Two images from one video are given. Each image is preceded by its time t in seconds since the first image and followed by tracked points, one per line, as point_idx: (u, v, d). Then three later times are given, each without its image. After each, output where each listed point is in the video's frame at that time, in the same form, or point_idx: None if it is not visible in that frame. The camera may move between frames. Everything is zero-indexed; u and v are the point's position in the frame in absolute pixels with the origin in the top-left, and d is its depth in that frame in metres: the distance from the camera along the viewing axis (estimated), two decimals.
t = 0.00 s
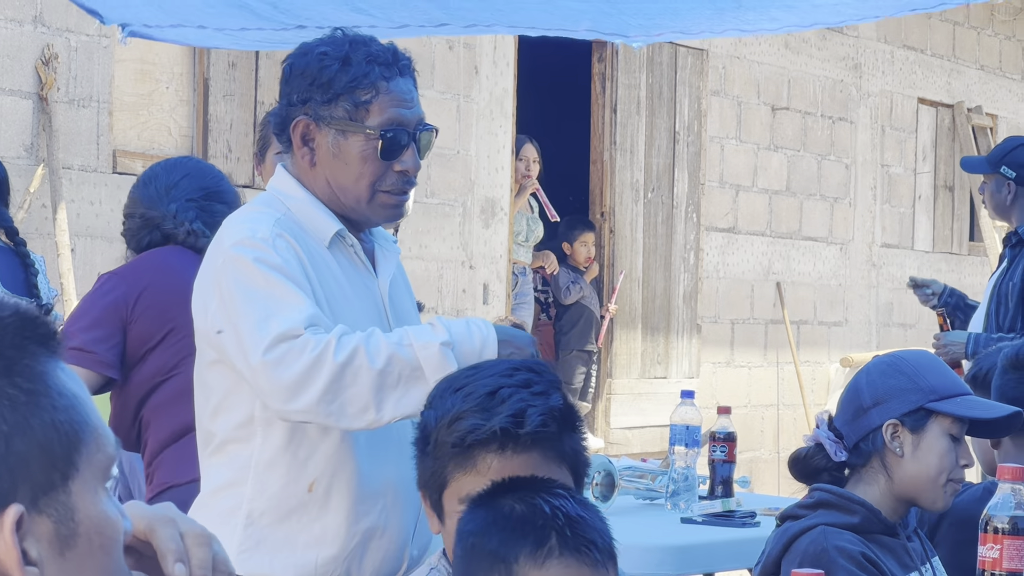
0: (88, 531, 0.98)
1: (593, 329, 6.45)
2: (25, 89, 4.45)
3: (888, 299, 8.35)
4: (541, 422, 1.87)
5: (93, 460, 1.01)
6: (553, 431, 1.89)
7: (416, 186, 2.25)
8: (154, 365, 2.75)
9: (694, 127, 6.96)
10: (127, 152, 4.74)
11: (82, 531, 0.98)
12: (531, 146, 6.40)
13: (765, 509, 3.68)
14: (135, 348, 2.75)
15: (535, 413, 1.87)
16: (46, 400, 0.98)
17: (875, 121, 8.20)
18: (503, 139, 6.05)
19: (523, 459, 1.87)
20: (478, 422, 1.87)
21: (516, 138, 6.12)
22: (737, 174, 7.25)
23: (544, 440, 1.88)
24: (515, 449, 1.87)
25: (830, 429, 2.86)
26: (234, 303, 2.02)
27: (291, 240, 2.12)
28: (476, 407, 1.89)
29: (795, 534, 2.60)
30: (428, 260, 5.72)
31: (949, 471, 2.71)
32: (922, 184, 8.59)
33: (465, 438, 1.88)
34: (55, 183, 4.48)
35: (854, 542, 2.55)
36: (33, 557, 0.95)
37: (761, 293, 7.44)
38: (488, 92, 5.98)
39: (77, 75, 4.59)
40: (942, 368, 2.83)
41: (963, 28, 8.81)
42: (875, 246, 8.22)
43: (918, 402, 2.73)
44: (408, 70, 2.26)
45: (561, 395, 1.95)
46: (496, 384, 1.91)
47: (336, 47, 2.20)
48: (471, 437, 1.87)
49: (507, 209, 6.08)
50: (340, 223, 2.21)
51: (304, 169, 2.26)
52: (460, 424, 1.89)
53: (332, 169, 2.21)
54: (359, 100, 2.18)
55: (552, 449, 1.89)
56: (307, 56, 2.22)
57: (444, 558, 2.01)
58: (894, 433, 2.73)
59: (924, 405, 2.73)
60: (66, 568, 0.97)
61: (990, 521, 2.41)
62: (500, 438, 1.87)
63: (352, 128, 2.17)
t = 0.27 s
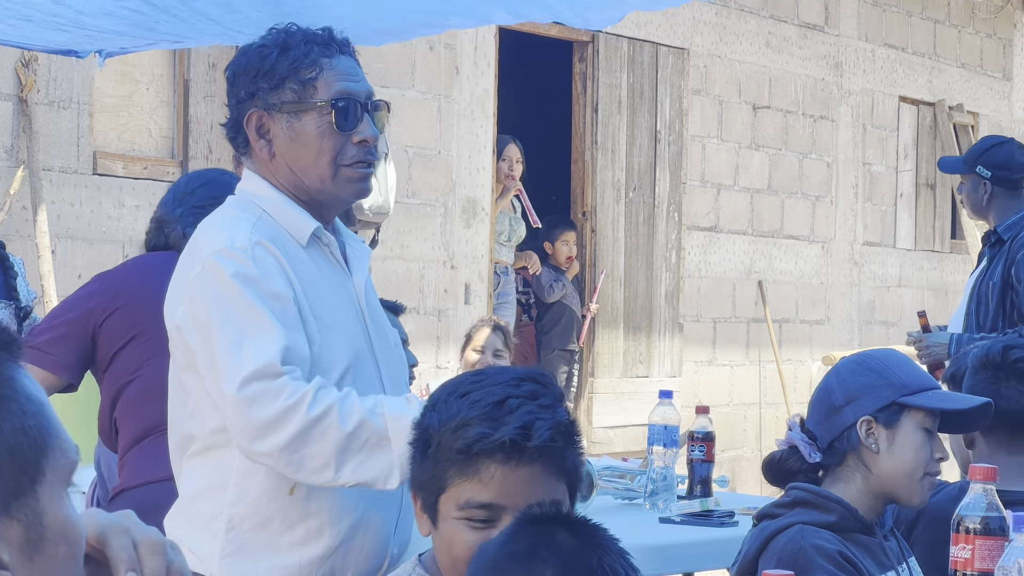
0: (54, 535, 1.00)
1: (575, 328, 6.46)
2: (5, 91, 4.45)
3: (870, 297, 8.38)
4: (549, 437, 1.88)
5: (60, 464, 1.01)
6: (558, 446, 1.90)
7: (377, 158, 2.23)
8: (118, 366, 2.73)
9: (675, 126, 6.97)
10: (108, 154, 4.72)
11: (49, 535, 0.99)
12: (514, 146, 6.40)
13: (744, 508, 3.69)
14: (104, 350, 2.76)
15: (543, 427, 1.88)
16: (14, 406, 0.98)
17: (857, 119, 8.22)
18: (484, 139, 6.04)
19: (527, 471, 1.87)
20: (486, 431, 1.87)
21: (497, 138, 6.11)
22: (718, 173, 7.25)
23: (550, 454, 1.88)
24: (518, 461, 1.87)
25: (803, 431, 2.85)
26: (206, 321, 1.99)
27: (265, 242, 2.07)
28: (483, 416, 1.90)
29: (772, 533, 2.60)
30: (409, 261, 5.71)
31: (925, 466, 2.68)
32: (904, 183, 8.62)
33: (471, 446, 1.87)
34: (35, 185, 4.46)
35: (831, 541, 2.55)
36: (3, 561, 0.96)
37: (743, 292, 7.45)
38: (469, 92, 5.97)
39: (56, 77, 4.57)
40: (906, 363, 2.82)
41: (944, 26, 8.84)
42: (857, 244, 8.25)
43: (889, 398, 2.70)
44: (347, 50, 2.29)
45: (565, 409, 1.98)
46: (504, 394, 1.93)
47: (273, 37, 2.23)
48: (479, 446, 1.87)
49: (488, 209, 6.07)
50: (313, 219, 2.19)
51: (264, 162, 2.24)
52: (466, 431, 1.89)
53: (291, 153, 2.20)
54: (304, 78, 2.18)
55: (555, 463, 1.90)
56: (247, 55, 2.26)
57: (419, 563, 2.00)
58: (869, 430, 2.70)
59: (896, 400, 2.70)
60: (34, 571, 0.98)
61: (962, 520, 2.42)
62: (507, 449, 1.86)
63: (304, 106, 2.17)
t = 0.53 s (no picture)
0: (17, 535, 1.00)
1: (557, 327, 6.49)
2: None
3: (852, 296, 8.41)
4: (549, 457, 1.83)
5: (20, 464, 1.02)
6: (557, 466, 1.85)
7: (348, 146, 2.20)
8: (110, 367, 2.46)
9: (657, 126, 6.97)
10: (88, 155, 4.68)
11: (12, 535, 1.00)
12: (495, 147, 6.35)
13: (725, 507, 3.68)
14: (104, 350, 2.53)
15: (543, 447, 1.83)
16: None
17: (839, 118, 8.24)
18: (465, 139, 6.02)
19: (522, 488, 1.82)
20: (483, 446, 1.82)
21: (478, 138, 6.10)
22: (699, 172, 7.26)
23: (547, 474, 1.83)
24: (516, 478, 1.81)
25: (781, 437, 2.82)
26: (169, 336, 1.93)
27: (237, 255, 2.01)
28: (482, 430, 1.84)
29: (750, 530, 2.54)
30: (391, 261, 5.69)
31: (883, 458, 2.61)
32: (886, 181, 8.65)
33: (468, 459, 1.82)
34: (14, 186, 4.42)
35: (809, 538, 2.50)
36: None
37: (725, 291, 7.46)
38: (449, 92, 5.95)
39: (36, 78, 4.53)
40: (866, 354, 2.73)
41: (925, 26, 8.88)
42: (839, 243, 8.27)
43: (839, 394, 2.65)
44: (307, 45, 2.29)
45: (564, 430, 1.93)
46: (504, 409, 1.87)
47: (231, 40, 2.22)
48: (475, 462, 1.81)
49: (470, 209, 6.06)
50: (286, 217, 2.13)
51: (236, 161, 2.20)
52: (463, 442, 1.84)
53: (264, 148, 2.17)
54: (268, 72, 2.17)
55: (552, 483, 1.85)
56: (210, 61, 2.25)
57: (392, 564, 1.96)
58: (822, 429, 2.67)
59: (846, 396, 2.65)
60: None
61: (933, 517, 2.41)
62: (505, 465, 1.81)
63: (270, 99, 2.16)
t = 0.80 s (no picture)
0: None
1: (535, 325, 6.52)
2: None
3: (831, 293, 8.44)
4: (515, 495, 1.79)
5: None
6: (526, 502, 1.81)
7: (320, 151, 2.19)
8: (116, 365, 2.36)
9: (634, 123, 6.98)
10: (64, 153, 4.64)
11: None
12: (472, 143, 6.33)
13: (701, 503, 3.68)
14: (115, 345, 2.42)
15: (508, 485, 1.80)
16: None
17: (817, 114, 8.26)
18: (442, 136, 6.01)
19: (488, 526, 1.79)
20: (447, 483, 1.80)
21: (455, 135, 6.08)
22: (677, 169, 7.27)
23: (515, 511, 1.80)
24: (480, 516, 1.79)
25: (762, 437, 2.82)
26: (122, 335, 1.93)
27: (198, 257, 1.98)
28: (446, 467, 1.81)
29: (724, 526, 2.47)
30: (369, 259, 5.67)
31: (827, 451, 2.52)
32: (864, 178, 8.68)
33: (432, 497, 1.80)
34: None
35: (782, 534, 2.42)
36: None
37: (703, 288, 7.48)
38: (427, 90, 5.93)
39: (10, 75, 4.48)
40: (827, 346, 2.64)
41: (903, 22, 8.92)
42: (817, 239, 8.30)
43: (784, 391, 2.61)
44: (285, 46, 2.26)
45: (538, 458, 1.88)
46: (471, 442, 1.84)
47: (210, 35, 2.19)
48: (440, 498, 1.80)
49: (447, 206, 6.04)
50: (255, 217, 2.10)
51: (205, 160, 2.18)
52: (426, 478, 1.82)
53: (234, 151, 2.15)
54: (244, 73, 2.14)
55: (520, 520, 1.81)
56: (185, 55, 2.21)
57: None
58: (775, 428, 2.62)
59: (790, 392, 2.60)
60: None
61: (905, 512, 2.36)
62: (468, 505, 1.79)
63: (244, 101, 2.13)
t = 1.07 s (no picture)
0: None
1: (514, 319, 6.57)
2: None
3: (811, 287, 8.46)
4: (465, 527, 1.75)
5: None
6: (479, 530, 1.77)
7: (296, 148, 2.18)
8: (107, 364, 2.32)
9: (614, 117, 6.97)
10: (42, 148, 4.60)
11: None
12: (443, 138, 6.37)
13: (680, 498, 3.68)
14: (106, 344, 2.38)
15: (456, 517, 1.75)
16: None
17: (796, 109, 8.28)
18: (422, 131, 5.99)
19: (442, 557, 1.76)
20: (389, 540, 1.57)
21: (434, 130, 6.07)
22: (657, 163, 7.27)
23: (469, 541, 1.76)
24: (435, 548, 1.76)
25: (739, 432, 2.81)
26: (89, 329, 1.93)
27: (168, 253, 1.97)
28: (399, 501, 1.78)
29: (701, 521, 2.47)
30: (348, 254, 5.64)
31: (804, 445, 2.52)
32: (844, 172, 8.71)
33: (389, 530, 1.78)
34: None
35: (759, 529, 2.41)
36: None
37: (683, 282, 7.49)
38: (406, 84, 5.91)
39: None
40: (803, 340, 2.64)
41: (882, 17, 8.95)
42: (797, 234, 8.32)
43: (760, 386, 2.61)
44: (263, 42, 2.24)
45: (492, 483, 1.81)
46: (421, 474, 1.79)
47: (187, 29, 2.16)
48: (384, 557, 1.58)
49: (426, 201, 6.02)
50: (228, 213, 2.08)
51: (181, 156, 2.16)
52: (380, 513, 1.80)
53: (210, 147, 2.13)
54: (221, 70, 2.12)
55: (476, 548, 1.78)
56: (162, 49, 2.18)
57: None
58: (752, 423, 2.62)
59: (766, 387, 2.59)
60: None
61: (882, 506, 2.37)
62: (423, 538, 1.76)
63: (220, 97, 2.11)
